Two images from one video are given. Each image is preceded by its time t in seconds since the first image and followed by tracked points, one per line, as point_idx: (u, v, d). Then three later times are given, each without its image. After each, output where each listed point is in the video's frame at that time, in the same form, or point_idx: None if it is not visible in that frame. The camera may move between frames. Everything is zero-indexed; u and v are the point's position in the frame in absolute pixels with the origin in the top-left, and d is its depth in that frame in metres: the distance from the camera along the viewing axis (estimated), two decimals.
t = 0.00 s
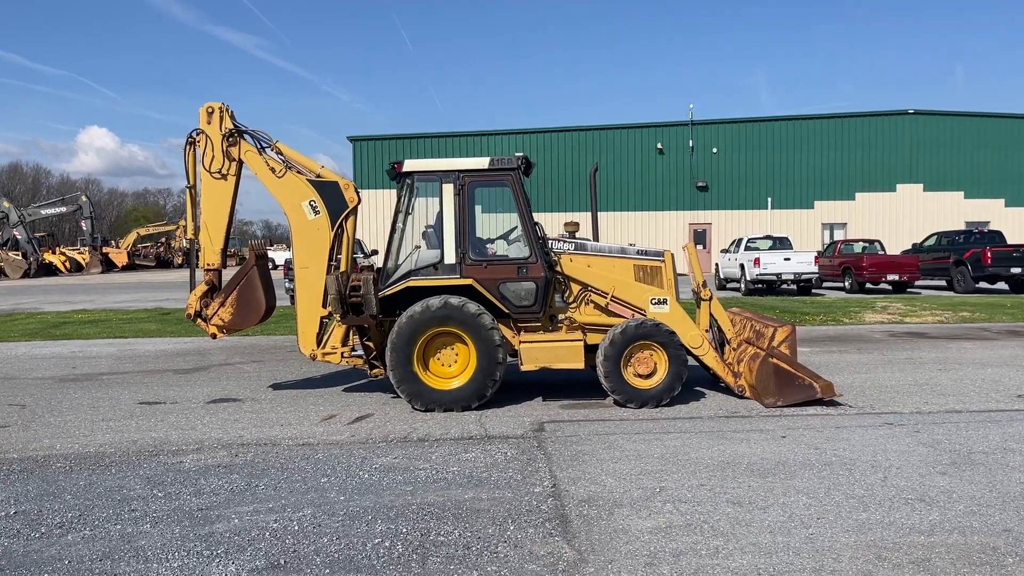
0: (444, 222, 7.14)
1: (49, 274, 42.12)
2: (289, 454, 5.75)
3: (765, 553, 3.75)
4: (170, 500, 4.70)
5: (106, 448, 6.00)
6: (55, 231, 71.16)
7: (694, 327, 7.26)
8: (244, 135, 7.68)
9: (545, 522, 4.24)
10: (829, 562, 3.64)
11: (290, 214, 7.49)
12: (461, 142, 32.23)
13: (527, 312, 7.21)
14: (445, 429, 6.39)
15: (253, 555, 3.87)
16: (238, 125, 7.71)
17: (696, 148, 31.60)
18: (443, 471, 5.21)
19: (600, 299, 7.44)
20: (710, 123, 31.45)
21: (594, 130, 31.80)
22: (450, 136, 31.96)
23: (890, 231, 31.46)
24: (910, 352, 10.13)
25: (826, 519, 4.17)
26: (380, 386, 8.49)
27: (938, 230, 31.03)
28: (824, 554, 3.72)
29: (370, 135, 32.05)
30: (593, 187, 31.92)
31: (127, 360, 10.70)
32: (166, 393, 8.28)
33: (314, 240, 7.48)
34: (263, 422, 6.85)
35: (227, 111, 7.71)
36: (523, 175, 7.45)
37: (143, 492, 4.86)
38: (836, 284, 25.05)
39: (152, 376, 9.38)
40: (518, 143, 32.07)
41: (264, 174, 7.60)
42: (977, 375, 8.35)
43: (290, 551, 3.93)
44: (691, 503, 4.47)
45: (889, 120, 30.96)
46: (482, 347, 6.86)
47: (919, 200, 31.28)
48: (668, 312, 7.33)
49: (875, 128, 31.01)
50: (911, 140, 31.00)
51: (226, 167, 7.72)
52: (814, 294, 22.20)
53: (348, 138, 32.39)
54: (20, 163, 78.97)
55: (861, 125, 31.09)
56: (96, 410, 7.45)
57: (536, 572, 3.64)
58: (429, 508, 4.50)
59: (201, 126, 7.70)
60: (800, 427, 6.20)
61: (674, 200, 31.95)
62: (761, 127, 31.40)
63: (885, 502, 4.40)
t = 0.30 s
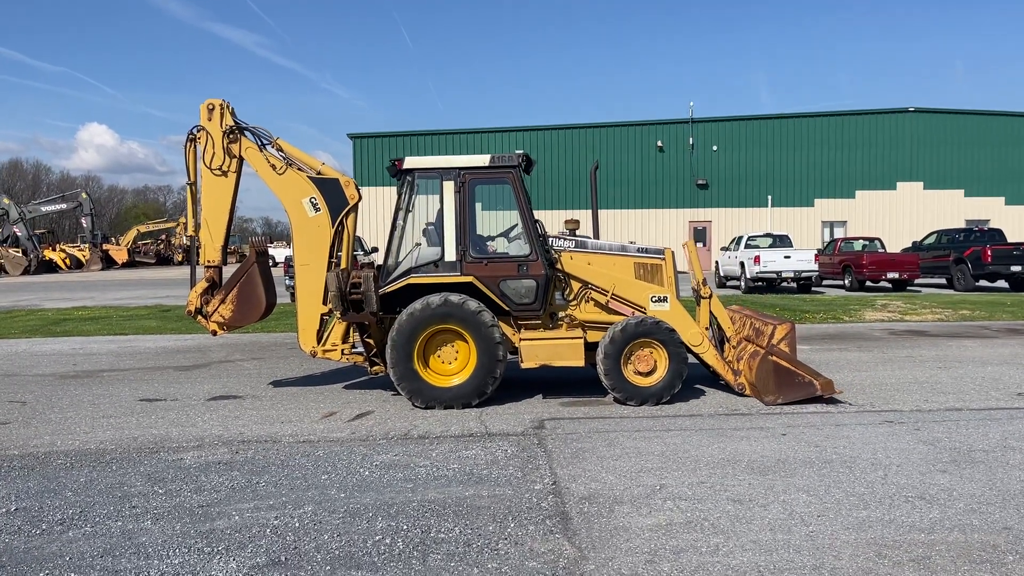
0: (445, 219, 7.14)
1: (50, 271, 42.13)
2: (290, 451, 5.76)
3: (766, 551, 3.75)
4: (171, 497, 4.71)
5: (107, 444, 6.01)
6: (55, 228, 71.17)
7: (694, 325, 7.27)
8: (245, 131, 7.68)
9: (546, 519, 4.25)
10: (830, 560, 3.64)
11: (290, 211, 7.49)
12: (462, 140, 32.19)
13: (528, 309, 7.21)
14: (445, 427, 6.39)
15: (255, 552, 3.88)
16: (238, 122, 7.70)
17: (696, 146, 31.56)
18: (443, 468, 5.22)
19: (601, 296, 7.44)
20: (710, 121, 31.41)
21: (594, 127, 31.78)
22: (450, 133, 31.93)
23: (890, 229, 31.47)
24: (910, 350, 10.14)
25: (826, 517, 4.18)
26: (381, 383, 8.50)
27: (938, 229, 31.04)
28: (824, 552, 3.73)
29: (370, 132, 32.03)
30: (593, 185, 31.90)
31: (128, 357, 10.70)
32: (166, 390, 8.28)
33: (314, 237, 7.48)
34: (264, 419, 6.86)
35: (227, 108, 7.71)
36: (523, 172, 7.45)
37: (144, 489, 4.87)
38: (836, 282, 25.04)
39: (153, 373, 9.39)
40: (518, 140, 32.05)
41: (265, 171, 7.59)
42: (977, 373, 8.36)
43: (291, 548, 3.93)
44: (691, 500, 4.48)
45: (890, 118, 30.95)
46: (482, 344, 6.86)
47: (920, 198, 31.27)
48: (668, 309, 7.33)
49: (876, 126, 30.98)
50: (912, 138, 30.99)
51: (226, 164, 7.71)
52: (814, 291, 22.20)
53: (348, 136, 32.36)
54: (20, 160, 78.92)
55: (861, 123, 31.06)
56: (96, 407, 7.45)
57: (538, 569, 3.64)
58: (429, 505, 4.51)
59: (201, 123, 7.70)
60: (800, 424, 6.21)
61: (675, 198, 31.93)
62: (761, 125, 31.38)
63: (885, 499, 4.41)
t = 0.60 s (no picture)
0: (447, 217, 7.15)
1: (51, 269, 42.14)
2: (292, 449, 5.77)
3: (768, 550, 3.75)
4: (173, 495, 4.72)
5: (109, 442, 6.02)
6: (57, 226, 71.21)
7: (696, 324, 7.27)
8: (247, 130, 7.69)
9: (548, 518, 4.25)
10: (831, 559, 3.65)
11: (292, 209, 7.50)
12: (463, 138, 32.17)
13: (529, 309, 7.21)
14: (447, 425, 6.39)
15: (257, 550, 3.89)
16: (241, 121, 7.71)
17: (697, 145, 31.53)
18: (445, 467, 5.22)
19: (602, 295, 7.44)
20: (712, 120, 31.39)
21: (596, 126, 31.76)
22: (452, 132, 31.92)
23: (892, 228, 31.45)
24: (912, 349, 10.13)
25: (827, 516, 4.18)
26: (382, 381, 8.51)
27: (940, 228, 31.02)
28: (825, 551, 3.74)
29: (372, 131, 32.02)
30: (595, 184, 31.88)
31: (129, 355, 10.71)
32: (168, 388, 8.29)
33: (316, 236, 7.48)
34: (265, 417, 6.87)
35: (230, 106, 7.71)
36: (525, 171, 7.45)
37: (146, 487, 4.88)
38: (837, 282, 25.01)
39: (155, 372, 9.40)
40: (519, 139, 32.02)
41: (267, 169, 7.60)
42: (979, 372, 8.35)
43: (293, 546, 3.94)
44: (693, 499, 4.49)
45: (892, 117, 30.92)
46: (484, 343, 6.87)
47: (921, 197, 31.25)
48: (669, 308, 7.33)
49: (878, 125, 30.96)
50: (913, 137, 30.97)
51: (228, 162, 7.72)
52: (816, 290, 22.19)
53: (350, 134, 32.35)
54: (22, 158, 78.98)
55: (863, 122, 31.03)
56: (98, 405, 7.46)
57: (540, 568, 3.64)
58: (431, 504, 4.52)
59: (204, 121, 7.71)
60: (802, 424, 6.21)
61: (676, 197, 31.91)
62: (763, 125, 31.35)
63: (886, 499, 4.41)
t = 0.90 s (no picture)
0: (450, 218, 7.16)
1: (55, 269, 42.26)
2: (295, 449, 5.78)
3: (771, 551, 3.76)
4: (177, 494, 4.74)
5: (113, 441, 6.05)
6: (62, 226, 71.40)
7: (699, 324, 7.27)
8: (251, 130, 7.71)
9: (551, 518, 4.27)
10: (834, 559, 3.65)
11: (296, 210, 7.52)
12: (466, 138, 32.19)
13: (533, 309, 7.23)
14: (450, 425, 6.41)
15: (261, 549, 3.90)
16: (245, 121, 7.73)
17: (701, 145, 31.52)
18: (448, 466, 5.24)
19: (606, 296, 7.45)
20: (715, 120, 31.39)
21: (600, 127, 31.77)
22: (455, 132, 31.94)
23: (895, 229, 31.40)
24: (915, 350, 10.12)
25: (830, 516, 4.18)
26: (385, 381, 8.53)
27: (943, 229, 30.96)
28: (828, 551, 3.74)
29: (376, 131, 32.04)
30: (598, 185, 31.87)
31: (133, 355, 10.73)
32: (172, 388, 8.31)
33: (320, 236, 7.51)
34: (269, 417, 6.89)
35: (233, 107, 7.73)
36: (528, 172, 7.46)
37: (151, 486, 4.90)
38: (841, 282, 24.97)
39: (159, 371, 9.42)
40: (523, 139, 32.03)
41: (271, 170, 7.62)
42: (982, 373, 8.34)
43: (298, 545, 3.96)
44: (695, 500, 4.49)
45: (896, 118, 30.87)
46: (487, 343, 6.88)
47: (925, 198, 31.19)
48: (672, 309, 7.33)
49: (881, 126, 30.91)
50: (917, 138, 30.91)
51: (232, 163, 7.75)
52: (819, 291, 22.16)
53: (354, 134, 32.39)
54: (26, 159, 79.19)
55: (866, 123, 30.98)
56: (102, 405, 7.49)
57: (543, 568, 3.65)
58: (435, 503, 4.53)
59: (207, 122, 7.73)
60: (805, 424, 6.21)
61: (680, 197, 31.89)
62: (767, 125, 31.33)
63: (889, 499, 4.41)
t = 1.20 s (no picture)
0: (456, 220, 7.17)
1: (62, 270, 42.49)
2: (301, 449, 5.80)
3: (775, 552, 3.76)
4: (184, 494, 4.76)
5: (120, 442, 6.08)
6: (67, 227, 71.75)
7: (704, 326, 7.27)
8: (257, 132, 7.74)
9: (555, 519, 4.27)
10: (838, 561, 3.66)
11: (302, 211, 7.55)
12: (471, 140, 32.23)
13: (537, 310, 7.24)
14: (455, 426, 6.42)
15: (267, 549, 3.92)
16: (250, 123, 7.76)
17: (705, 147, 31.52)
18: (453, 467, 5.25)
19: (610, 297, 7.46)
20: (720, 121, 31.39)
21: (604, 128, 31.77)
22: (459, 133, 31.99)
23: (901, 230, 31.32)
24: (920, 352, 10.10)
25: (835, 518, 4.19)
26: (390, 382, 8.55)
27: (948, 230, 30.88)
28: (833, 553, 3.74)
29: (380, 133, 32.11)
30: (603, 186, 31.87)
31: (139, 356, 10.78)
32: (178, 389, 8.35)
33: (326, 237, 7.53)
34: (275, 417, 6.92)
35: (239, 109, 7.77)
36: (533, 173, 7.47)
37: (157, 486, 4.93)
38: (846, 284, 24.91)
39: (165, 372, 9.46)
40: (527, 141, 32.06)
41: (277, 171, 7.65)
42: (987, 375, 8.33)
43: (303, 545, 3.98)
44: (700, 501, 4.50)
45: (901, 119, 30.81)
46: (492, 344, 6.90)
47: (930, 199, 31.12)
48: (677, 310, 7.34)
49: (886, 127, 30.85)
50: (922, 139, 30.84)
51: (238, 164, 7.78)
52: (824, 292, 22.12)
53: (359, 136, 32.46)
54: (33, 160, 79.57)
55: (872, 124, 30.91)
56: (109, 405, 7.52)
57: (548, 569, 3.66)
58: (440, 504, 4.54)
59: (214, 124, 7.76)
60: (809, 426, 6.21)
61: (684, 198, 31.87)
62: (771, 127, 31.29)
63: (893, 501, 4.41)
